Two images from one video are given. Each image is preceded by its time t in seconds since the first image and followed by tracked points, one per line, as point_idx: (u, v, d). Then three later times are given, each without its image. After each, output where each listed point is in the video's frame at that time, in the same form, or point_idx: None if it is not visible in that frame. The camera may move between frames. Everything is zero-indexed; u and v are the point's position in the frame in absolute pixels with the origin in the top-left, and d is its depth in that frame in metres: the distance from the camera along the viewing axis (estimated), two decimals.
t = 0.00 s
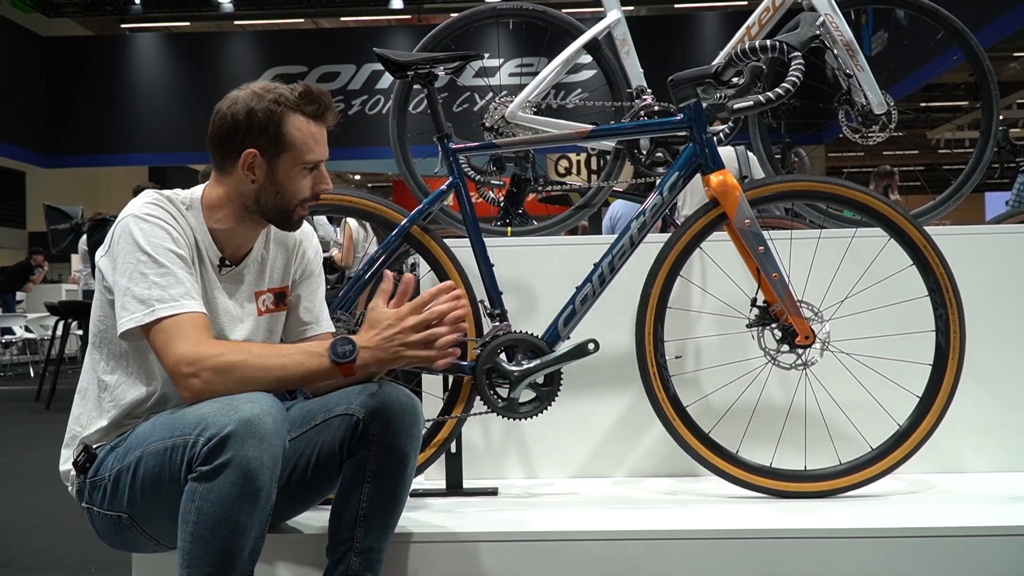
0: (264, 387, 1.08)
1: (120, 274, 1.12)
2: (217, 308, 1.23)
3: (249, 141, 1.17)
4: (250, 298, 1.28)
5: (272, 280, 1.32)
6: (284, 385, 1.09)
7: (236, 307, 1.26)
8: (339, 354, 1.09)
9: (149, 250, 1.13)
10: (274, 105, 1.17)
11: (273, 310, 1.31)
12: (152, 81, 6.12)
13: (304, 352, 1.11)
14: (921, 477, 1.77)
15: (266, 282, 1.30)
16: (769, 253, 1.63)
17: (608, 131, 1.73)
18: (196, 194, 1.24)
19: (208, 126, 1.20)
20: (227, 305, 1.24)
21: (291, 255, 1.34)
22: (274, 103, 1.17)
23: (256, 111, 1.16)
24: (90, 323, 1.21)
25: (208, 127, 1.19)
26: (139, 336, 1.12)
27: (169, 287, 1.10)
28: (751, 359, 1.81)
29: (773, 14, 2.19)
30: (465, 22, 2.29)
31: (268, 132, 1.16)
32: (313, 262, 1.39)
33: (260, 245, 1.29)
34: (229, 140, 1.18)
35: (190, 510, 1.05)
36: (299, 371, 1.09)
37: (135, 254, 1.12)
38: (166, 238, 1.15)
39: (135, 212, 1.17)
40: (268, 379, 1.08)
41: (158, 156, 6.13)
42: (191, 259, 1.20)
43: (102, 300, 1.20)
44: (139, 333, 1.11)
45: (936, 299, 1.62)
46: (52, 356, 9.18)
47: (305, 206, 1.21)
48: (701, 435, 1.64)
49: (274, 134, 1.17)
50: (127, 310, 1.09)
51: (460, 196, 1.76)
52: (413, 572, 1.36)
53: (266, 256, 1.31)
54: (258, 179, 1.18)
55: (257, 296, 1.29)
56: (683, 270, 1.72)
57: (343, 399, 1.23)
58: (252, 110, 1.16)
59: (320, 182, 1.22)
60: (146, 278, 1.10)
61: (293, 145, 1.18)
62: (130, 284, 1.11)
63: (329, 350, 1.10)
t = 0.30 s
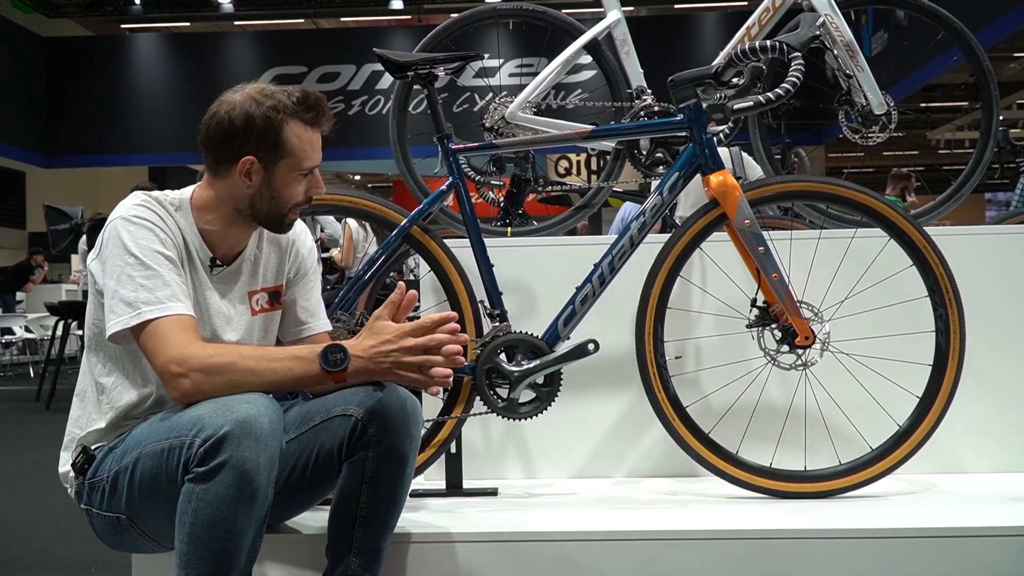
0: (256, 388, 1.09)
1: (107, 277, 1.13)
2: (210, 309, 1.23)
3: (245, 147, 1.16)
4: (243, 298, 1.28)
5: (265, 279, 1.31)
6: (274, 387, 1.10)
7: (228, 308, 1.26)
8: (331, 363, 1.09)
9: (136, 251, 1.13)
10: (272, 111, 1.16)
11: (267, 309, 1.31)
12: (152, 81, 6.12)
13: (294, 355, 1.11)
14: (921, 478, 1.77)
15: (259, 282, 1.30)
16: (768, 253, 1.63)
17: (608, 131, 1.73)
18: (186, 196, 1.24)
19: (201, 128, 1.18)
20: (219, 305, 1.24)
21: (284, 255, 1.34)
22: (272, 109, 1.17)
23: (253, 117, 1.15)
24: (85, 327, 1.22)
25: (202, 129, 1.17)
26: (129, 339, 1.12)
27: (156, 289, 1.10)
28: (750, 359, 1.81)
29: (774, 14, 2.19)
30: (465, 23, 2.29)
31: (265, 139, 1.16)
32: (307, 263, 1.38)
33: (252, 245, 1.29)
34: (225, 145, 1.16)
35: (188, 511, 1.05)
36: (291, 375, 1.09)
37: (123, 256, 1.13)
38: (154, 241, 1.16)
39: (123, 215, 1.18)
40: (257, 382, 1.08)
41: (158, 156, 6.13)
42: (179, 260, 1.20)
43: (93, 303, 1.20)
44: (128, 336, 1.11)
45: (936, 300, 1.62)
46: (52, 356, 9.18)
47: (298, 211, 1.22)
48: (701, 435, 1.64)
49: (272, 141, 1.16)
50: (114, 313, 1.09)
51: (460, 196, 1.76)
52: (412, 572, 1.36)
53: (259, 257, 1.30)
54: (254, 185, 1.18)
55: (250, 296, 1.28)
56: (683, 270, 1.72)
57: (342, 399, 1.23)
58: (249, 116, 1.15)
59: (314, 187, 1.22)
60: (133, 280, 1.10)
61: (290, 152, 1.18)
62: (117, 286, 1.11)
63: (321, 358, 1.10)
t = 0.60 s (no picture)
0: (259, 390, 1.08)
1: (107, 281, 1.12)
2: (207, 309, 1.23)
3: (243, 148, 1.15)
4: (239, 297, 1.28)
5: (261, 277, 1.31)
6: (282, 389, 1.09)
7: (223, 306, 1.25)
8: (338, 368, 1.09)
9: (135, 254, 1.13)
10: (271, 113, 1.16)
11: (264, 307, 1.31)
12: (152, 81, 6.12)
13: (301, 357, 1.11)
14: (920, 478, 1.77)
15: (255, 280, 1.30)
16: (768, 254, 1.63)
17: (608, 131, 1.72)
18: (179, 195, 1.24)
19: (197, 128, 1.17)
20: (217, 304, 1.24)
21: (278, 253, 1.34)
22: (271, 111, 1.16)
23: (252, 119, 1.15)
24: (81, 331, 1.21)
25: (199, 129, 1.16)
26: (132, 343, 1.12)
27: (157, 291, 1.10)
28: (750, 359, 1.81)
29: (774, 14, 2.19)
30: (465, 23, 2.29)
31: (264, 140, 1.16)
32: (302, 256, 1.38)
33: (247, 242, 1.29)
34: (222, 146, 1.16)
35: (192, 511, 1.05)
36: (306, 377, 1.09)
37: (122, 260, 1.12)
38: (152, 243, 1.16)
39: (119, 218, 1.17)
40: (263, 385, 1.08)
41: (158, 156, 6.13)
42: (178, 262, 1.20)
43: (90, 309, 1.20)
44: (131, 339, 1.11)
45: (936, 300, 1.61)
46: (52, 356, 9.18)
47: (294, 211, 1.23)
48: (701, 435, 1.64)
49: (271, 143, 1.16)
50: (117, 317, 1.09)
51: (460, 196, 1.76)
52: (412, 573, 1.36)
53: (254, 255, 1.30)
54: (251, 186, 1.18)
55: (246, 294, 1.29)
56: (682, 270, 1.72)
57: (342, 399, 1.23)
58: (248, 117, 1.15)
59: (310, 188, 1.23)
60: (134, 283, 1.10)
61: (288, 154, 1.18)
62: (119, 290, 1.11)
63: (328, 362, 1.09)
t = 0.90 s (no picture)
0: (264, 391, 1.08)
1: (103, 291, 1.11)
2: (204, 303, 1.23)
3: (236, 139, 1.16)
4: (230, 290, 1.29)
5: (247, 269, 1.33)
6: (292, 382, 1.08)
7: (217, 300, 1.26)
8: (337, 339, 1.05)
9: (129, 262, 1.11)
10: (265, 105, 1.17)
11: (252, 299, 1.32)
12: (152, 81, 6.12)
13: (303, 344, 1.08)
14: (920, 478, 1.77)
15: (243, 272, 1.31)
16: (768, 254, 1.63)
17: (608, 131, 1.72)
18: (165, 194, 1.23)
19: (187, 118, 1.16)
20: (214, 300, 1.25)
21: (261, 245, 1.36)
22: (264, 103, 1.17)
23: (246, 111, 1.15)
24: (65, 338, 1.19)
25: (188, 119, 1.16)
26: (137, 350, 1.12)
27: (156, 296, 1.09)
28: (751, 359, 1.81)
29: (774, 15, 2.19)
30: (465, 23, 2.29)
31: (257, 132, 1.16)
32: (281, 244, 1.40)
33: (231, 235, 1.31)
34: (212, 136, 1.15)
35: (205, 512, 1.05)
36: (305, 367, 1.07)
37: (115, 269, 1.11)
38: (144, 248, 1.13)
39: (104, 226, 1.14)
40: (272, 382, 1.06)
41: (159, 156, 6.13)
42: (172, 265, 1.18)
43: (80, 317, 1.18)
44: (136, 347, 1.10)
45: (936, 300, 1.61)
46: (52, 356, 9.18)
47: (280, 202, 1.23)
48: (701, 435, 1.64)
49: (263, 135, 1.17)
50: (120, 326, 1.08)
51: (460, 197, 1.76)
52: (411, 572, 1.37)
53: (240, 247, 1.32)
54: (241, 177, 1.18)
55: (236, 286, 1.30)
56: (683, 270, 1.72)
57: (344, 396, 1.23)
58: (242, 109, 1.15)
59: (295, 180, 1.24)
60: (131, 291, 1.09)
61: (280, 147, 1.19)
62: (117, 299, 1.10)
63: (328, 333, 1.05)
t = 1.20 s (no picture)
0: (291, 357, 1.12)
1: (104, 292, 1.10)
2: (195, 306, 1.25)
3: (222, 147, 1.15)
4: (217, 294, 1.31)
5: (234, 273, 1.35)
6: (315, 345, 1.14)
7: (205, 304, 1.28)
8: (346, 302, 1.16)
9: (129, 257, 1.11)
10: (251, 113, 1.17)
11: (238, 302, 1.35)
12: (152, 81, 6.12)
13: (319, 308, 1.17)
14: (921, 478, 1.77)
15: (229, 275, 1.33)
16: (768, 254, 1.62)
17: (608, 131, 1.72)
18: (148, 198, 1.22)
19: (172, 125, 1.15)
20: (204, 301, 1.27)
21: (246, 249, 1.38)
22: (250, 111, 1.17)
23: (232, 118, 1.15)
24: (55, 346, 1.18)
25: (174, 126, 1.15)
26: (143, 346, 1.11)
27: (165, 286, 1.09)
28: (751, 359, 1.81)
29: (774, 15, 2.19)
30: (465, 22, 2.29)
31: (243, 140, 1.16)
32: (266, 248, 1.42)
33: (218, 239, 1.32)
34: (197, 144, 1.15)
35: (203, 511, 1.05)
36: (325, 335, 1.15)
37: (116, 266, 1.10)
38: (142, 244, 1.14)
39: (94, 228, 1.13)
40: (301, 344, 1.13)
41: (159, 156, 6.13)
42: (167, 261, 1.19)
43: (72, 325, 1.16)
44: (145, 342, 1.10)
45: (936, 300, 1.61)
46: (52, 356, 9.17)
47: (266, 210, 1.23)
48: (701, 435, 1.64)
49: (249, 143, 1.16)
50: (130, 321, 1.08)
51: (460, 196, 1.76)
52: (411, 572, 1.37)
53: (227, 251, 1.34)
54: (226, 185, 1.18)
55: (223, 290, 1.32)
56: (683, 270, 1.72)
57: (336, 396, 1.29)
58: (228, 117, 1.15)
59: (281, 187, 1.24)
60: (139, 284, 1.09)
61: (265, 154, 1.19)
62: (125, 294, 1.09)
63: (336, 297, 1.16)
